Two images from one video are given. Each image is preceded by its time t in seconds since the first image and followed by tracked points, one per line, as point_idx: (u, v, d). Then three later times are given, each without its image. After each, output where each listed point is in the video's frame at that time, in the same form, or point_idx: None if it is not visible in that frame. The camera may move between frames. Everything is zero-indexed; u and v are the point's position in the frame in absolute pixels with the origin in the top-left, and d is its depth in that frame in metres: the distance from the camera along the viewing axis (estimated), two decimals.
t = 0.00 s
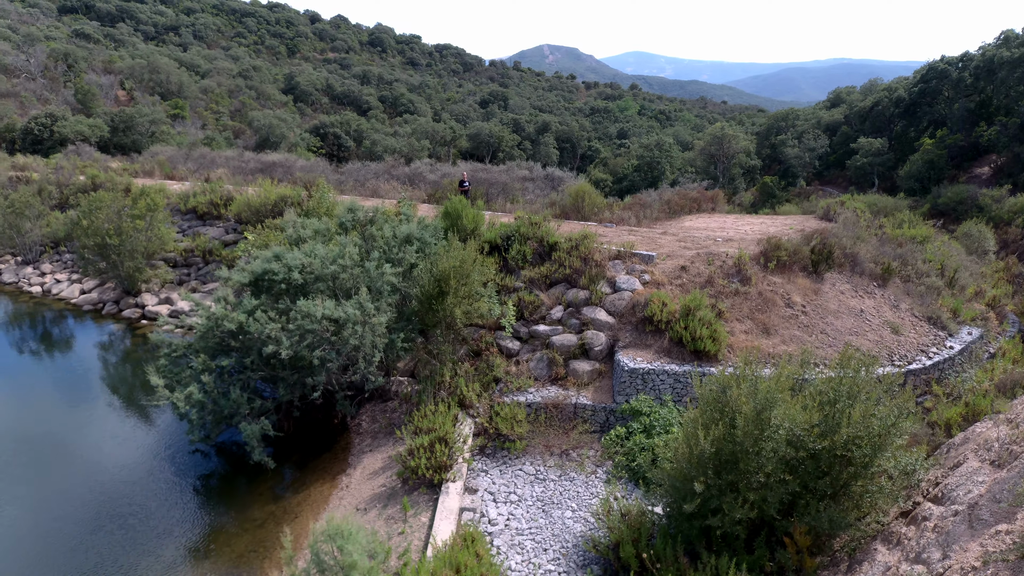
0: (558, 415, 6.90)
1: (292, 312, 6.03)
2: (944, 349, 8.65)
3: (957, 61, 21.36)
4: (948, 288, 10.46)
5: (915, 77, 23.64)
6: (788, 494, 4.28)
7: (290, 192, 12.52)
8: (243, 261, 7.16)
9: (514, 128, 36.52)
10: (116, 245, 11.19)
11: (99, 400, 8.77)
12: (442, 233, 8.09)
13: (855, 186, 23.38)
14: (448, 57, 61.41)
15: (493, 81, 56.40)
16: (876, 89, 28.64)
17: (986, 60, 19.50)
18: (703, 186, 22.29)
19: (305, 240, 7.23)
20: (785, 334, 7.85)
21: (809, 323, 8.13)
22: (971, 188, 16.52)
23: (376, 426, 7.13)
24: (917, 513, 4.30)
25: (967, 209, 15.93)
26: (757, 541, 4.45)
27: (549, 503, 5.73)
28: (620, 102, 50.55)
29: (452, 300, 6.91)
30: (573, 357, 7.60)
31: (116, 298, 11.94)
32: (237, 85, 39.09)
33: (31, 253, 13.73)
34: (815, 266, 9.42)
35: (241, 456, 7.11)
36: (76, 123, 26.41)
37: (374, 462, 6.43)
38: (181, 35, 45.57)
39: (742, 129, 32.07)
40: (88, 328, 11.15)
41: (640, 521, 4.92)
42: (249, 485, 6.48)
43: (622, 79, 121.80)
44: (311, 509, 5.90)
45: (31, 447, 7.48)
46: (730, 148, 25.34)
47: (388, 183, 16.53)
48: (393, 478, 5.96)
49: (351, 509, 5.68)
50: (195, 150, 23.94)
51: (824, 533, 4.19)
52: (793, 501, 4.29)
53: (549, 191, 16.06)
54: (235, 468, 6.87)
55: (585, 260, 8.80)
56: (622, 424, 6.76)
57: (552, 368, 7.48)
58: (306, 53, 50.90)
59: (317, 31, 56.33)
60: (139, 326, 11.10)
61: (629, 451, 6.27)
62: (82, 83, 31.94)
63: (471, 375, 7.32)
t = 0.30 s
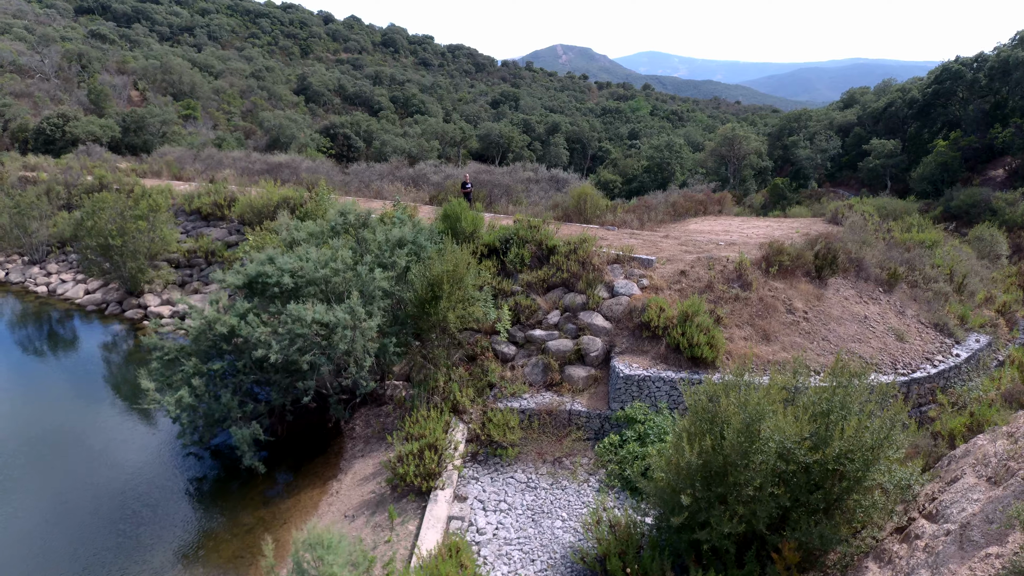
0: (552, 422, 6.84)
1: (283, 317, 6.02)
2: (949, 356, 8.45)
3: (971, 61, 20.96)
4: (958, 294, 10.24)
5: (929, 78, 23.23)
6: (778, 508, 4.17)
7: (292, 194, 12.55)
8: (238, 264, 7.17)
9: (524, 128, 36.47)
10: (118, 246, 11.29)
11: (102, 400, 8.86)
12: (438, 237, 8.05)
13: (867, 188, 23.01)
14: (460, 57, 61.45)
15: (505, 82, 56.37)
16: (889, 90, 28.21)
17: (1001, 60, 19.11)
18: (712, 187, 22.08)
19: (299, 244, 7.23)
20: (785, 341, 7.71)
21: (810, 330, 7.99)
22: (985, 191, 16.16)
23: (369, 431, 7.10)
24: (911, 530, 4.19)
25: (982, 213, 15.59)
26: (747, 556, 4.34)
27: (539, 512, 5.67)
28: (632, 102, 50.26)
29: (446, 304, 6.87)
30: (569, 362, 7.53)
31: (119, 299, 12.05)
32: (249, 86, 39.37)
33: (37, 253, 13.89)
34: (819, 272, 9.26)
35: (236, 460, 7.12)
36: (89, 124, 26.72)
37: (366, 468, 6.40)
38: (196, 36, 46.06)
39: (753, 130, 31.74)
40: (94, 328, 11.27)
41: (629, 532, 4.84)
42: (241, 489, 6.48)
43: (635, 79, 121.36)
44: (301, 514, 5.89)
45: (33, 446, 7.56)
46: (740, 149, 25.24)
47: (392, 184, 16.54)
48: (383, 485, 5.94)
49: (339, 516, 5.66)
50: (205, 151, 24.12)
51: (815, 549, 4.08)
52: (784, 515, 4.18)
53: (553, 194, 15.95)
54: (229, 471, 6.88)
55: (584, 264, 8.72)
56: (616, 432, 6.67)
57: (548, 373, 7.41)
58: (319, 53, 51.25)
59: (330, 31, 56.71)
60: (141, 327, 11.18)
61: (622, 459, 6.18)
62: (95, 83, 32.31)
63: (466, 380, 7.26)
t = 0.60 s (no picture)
0: (549, 430, 6.74)
1: (276, 321, 6.00)
2: (961, 366, 8.19)
3: (992, 62, 20.45)
4: (972, 301, 9.93)
5: (947, 79, 22.72)
6: (773, 525, 4.01)
7: (298, 195, 12.58)
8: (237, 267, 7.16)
9: (536, 129, 36.39)
10: (124, 246, 11.38)
11: (107, 399, 8.94)
12: (436, 241, 7.98)
13: (883, 190, 22.54)
14: (475, 58, 61.49)
15: (520, 82, 56.31)
16: (907, 91, 27.66)
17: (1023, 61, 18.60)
18: (724, 189, 21.78)
19: (297, 247, 7.21)
20: (790, 350, 7.53)
21: (815, 339, 7.80)
22: (1004, 195, 15.71)
23: (364, 436, 7.05)
24: (910, 552, 4.05)
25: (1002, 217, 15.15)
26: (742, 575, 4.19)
27: (532, 522, 5.57)
28: (647, 102, 49.90)
29: (442, 310, 6.80)
30: (568, 369, 7.42)
31: (125, 299, 12.17)
32: (264, 86, 39.73)
33: (47, 253, 14.10)
34: (826, 278, 9.04)
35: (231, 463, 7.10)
36: (104, 124, 27.11)
37: (359, 474, 6.36)
38: (214, 36, 46.65)
39: (768, 131, 31.30)
40: (102, 327, 11.39)
41: (622, 548, 4.72)
42: (236, 494, 6.46)
43: (651, 79, 120.61)
44: (293, 521, 5.85)
45: (39, 444, 7.64)
46: (755, 150, 24.80)
47: (399, 186, 16.55)
48: (375, 492, 5.88)
49: (330, 524, 5.61)
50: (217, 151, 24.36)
51: (811, 569, 3.91)
52: (779, 534, 4.02)
53: (560, 195, 15.82)
54: (225, 474, 6.86)
55: (585, 269, 8.59)
56: (614, 441, 6.54)
57: (546, 380, 7.30)
58: (335, 54, 51.69)
59: (346, 32, 57.14)
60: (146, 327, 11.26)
61: (619, 469, 6.06)
62: (112, 83, 32.80)
63: (463, 387, 7.18)
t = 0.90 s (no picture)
0: (547, 440, 6.62)
1: (269, 329, 5.97)
2: (973, 378, 7.89)
3: (1013, 63, 19.90)
4: (989, 309, 9.59)
5: (967, 80, 22.16)
6: (768, 548, 3.85)
7: (304, 198, 12.59)
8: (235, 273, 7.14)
9: (549, 130, 36.27)
10: (130, 249, 11.48)
11: (113, 400, 9.01)
12: (435, 247, 7.91)
13: (900, 194, 22.03)
14: (490, 58, 61.46)
15: (535, 83, 56.22)
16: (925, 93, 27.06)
17: None
18: (737, 192, 21.47)
19: (294, 253, 7.19)
20: (795, 361, 7.33)
21: (822, 349, 7.58)
22: None
23: (360, 444, 6.98)
24: None
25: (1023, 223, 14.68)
26: None
27: (525, 536, 5.47)
28: (662, 103, 49.48)
29: (439, 317, 6.71)
30: (567, 378, 7.29)
31: (133, 301, 12.30)
32: (280, 88, 40.09)
33: (59, 254, 14.32)
34: (835, 286, 8.80)
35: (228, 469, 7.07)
36: (119, 125, 27.50)
37: (353, 483, 6.30)
38: (232, 38, 47.25)
39: (784, 132, 30.79)
40: (112, 329, 11.50)
41: (615, 567, 4.58)
42: (231, 501, 6.43)
43: (668, 80, 119.76)
44: (286, 530, 5.81)
45: (43, 443, 7.70)
46: (771, 152, 24.00)
47: (407, 189, 16.54)
48: (367, 502, 5.82)
49: (321, 534, 5.57)
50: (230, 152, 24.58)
51: None
52: (774, 557, 3.85)
53: (569, 198, 15.68)
54: (221, 481, 6.83)
55: (588, 275, 8.46)
56: (613, 453, 6.41)
57: (545, 389, 7.18)
58: (352, 55, 52.11)
59: (363, 33, 57.54)
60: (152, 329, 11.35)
61: (616, 482, 5.92)
62: (129, 85, 33.29)
63: (460, 395, 7.09)
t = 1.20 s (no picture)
0: (548, 448, 6.51)
1: (268, 332, 5.98)
2: (993, 390, 7.53)
3: None
4: (1012, 319, 9.20)
5: (996, 80, 21.42)
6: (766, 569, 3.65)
7: (315, 199, 12.65)
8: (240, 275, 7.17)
9: (568, 130, 36.10)
10: (143, 248, 11.67)
11: (122, 396, 9.12)
12: (439, 250, 7.84)
13: (925, 197, 21.35)
14: (511, 58, 61.34)
15: (556, 83, 55.98)
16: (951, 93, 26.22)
17: None
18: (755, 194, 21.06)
19: (297, 256, 7.21)
20: (806, 370, 7.10)
21: (834, 358, 7.33)
22: None
23: (361, 448, 6.96)
24: None
25: None
26: None
27: (521, 546, 5.37)
28: (684, 103, 48.82)
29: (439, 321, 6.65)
30: (570, 384, 7.17)
31: (146, 300, 12.52)
32: (300, 88, 40.56)
33: (76, 252, 14.65)
34: (850, 293, 8.50)
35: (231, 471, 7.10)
36: (141, 125, 28.09)
37: (352, 488, 6.27)
38: (255, 38, 48.03)
39: (806, 133, 30.09)
40: (127, 327, 11.70)
41: None
42: (232, 504, 6.46)
43: (690, 79, 118.33)
44: (284, 535, 5.81)
45: (53, 439, 7.82)
46: (791, 154, 22.92)
47: (419, 190, 16.55)
48: (364, 508, 5.78)
49: (317, 540, 5.55)
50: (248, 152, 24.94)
51: None
52: None
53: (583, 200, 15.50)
54: (224, 482, 6.87)
55: (594, 279, 8.32)
56: (615, 463, 6.27)
57: (548, 396, 7.07)
58: (373, 55, 52.59)
59: (384, 33, 57.98)
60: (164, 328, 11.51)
61: (616, 493, 5.79)
62: (153, 85, 33.99)
63: (462, 400, 7.02)
